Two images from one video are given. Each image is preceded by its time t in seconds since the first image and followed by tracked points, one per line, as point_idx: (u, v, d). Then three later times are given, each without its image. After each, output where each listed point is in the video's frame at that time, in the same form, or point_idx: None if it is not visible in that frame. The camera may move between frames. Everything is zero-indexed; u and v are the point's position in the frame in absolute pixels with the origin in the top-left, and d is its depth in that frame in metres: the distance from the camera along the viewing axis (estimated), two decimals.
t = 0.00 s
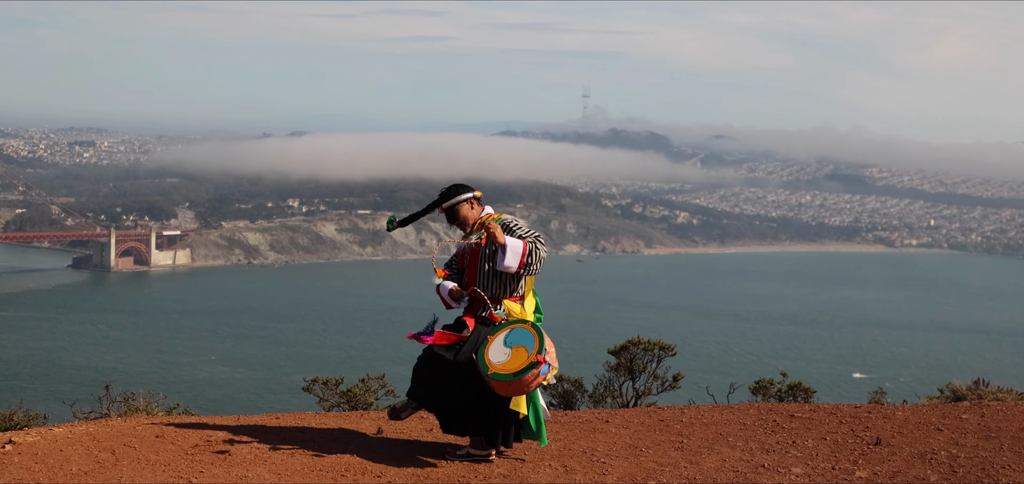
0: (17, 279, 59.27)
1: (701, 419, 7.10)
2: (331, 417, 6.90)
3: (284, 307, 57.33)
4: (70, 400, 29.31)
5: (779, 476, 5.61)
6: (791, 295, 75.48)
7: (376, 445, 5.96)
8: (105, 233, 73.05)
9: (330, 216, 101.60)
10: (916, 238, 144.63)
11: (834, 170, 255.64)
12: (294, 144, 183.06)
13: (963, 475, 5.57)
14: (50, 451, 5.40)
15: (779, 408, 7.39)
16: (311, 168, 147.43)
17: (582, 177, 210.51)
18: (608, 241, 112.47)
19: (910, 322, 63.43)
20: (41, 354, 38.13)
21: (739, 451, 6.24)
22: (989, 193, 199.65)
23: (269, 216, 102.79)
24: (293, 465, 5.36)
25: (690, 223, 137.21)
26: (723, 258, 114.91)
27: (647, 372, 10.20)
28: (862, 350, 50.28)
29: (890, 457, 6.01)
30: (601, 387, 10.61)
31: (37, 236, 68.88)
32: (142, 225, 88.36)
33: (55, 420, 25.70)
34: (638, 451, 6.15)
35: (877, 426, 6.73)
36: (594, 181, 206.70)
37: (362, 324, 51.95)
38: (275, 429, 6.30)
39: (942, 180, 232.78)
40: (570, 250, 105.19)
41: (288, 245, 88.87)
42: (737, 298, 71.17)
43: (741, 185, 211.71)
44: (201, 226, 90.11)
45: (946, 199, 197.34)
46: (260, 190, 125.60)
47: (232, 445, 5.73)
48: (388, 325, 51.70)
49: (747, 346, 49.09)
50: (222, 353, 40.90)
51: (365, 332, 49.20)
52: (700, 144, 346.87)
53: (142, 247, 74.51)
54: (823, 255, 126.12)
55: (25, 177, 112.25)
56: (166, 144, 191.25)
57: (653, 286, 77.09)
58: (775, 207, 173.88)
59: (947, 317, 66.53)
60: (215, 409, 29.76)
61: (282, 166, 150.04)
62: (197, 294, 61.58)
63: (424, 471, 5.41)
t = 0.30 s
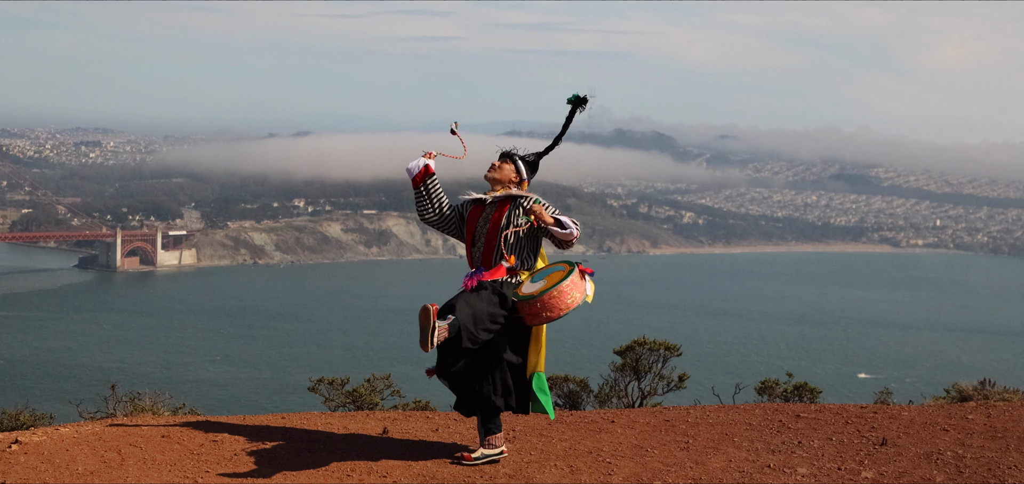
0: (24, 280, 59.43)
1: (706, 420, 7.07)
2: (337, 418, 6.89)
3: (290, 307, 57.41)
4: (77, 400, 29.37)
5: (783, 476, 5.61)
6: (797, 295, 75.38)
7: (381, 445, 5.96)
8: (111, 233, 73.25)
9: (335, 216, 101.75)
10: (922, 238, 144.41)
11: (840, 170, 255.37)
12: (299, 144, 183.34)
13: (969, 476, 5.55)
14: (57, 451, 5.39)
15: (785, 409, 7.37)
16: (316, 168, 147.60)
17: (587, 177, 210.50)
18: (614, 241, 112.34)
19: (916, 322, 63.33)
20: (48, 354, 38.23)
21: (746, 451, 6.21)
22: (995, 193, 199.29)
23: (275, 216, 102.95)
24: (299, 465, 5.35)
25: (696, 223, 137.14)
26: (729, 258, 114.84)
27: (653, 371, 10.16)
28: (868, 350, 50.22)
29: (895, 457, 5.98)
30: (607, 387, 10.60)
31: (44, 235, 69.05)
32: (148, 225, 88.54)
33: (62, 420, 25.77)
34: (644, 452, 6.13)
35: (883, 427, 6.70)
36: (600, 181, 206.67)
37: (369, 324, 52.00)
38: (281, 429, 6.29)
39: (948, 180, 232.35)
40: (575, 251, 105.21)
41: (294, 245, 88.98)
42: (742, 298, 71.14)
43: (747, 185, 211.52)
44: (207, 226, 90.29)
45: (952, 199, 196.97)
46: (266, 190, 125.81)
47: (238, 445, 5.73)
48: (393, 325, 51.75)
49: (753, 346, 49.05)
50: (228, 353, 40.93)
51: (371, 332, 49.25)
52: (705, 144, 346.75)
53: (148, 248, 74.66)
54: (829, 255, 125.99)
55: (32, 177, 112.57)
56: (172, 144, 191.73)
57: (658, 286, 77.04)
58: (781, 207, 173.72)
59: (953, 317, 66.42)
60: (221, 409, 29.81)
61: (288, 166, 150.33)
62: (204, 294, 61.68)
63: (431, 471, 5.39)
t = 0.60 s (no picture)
0: (28, 280, 59.51)
1: (710, 420, 7.06)
2: (342, 417, 6.88)
3: (294, 307, 57.44)
4: (81, 399, 29.43)
5: (788, 476, 5.58)
6: (801, 295, 75.29)
7: (385, 445, 5.96)
8: (115, 233, 73.36)
9: (340, 216, 101.84)
10: (927, 238, 144.23)
11: (844, 170, 254.92)
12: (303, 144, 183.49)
13: (973, 476, 5.55)
14: (61, 451, 5.40)
15: (790, 409, 7.36)
16: (321, 168, 147.75)
17: (591, 177, 210.37)
18: (618, 240, 112.30)
19: (920, 322, 63.25)
20: (52, 354, 38.24)
21: (749, 452, 6.21)
22: (1000, 194, 198.93)
23: (279, 217, 103.02)
24: (301, 466, 5.34)
25: (700, 223, 137.07)
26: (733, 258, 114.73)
27: (656, 371, 10.14)
28: (871, 350, 50.21)
29: (899, 458, 5.97)
30: (610, 387, 10.60)
31: (49, 235, 69.19)
32: (153, 225, 88.66)
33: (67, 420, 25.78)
34: (648, 452, 6.12)
35: (889, 427, 6.68)
36: (604, 181, 206.49)
37: (373, 324, 52.00)
38: (283, 429, 6.28)
39: (952, 180, 231.99)
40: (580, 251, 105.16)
41: (298, 245, 89.02)
42: (746, 298, 71.09)
43: (751, 186, 211.28)
44: (211, 226, 90.37)
45: (956, 199, 196.63)
46: (270, 190, 125.92)
47: (241, 445, 5.73)
48: (397, 325, 51.75)
49: (757, 346, 48.98)
50: (231, 353, 40.94)
51: (375, 332, 49.26)
52: (709, 145, 346.56)
53: (152, 247, 74.73)
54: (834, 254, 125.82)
55: (36, 177, 112.76)
56: (177, 144, 191.90)
57: (662, 287, 76.98)
58: (785, 207, 173.51)
59: (958, 317, 66.33)
60: (225, 409, 29.82)
61: (291, 166, 150.47)
62: (208, 294, 61.72)
63: (431, 472, 5.40)
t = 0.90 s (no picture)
0: (30, 280, 59.52)
1: (711, 420, 7.06)
2: (342, 417, 6.88)
3: (295, 307, 57.43)
4: (83, 399, 29.40)
5: (788, 477, 5.59)
6: (802, 295, 75.23)
7: (385, 445, 5.97)
8: (117, 233, 73.31)
9: (341, 216, 101.74)
10: (928, 238, 144.04)
11: (846, 170, 254.70)
12: (304, 144, 183.43)
13: (972, 477, 5.54)
14: (63, 450, 5.40)
15: (790, 408, 7.36)
16: (322, 168, 147.77)
17: (592, 177, 210.17)
18: (619, 240, 112.29)
19: (922, 322, 63.18)
20: (54, 354, 38.25)
21: (749, 451, 6.20)
22: (1002, 194, 198.73)
23: (280, 216, 102.89)
24: (303, 465, 5.34)
25: (701, 223, 136.91)
26: (735, 258, 114.66)
27: (658, 371, 10.11)
28: (873, 350, 50.15)
29: (901, 458, 5.96)
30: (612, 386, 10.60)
31: (50, 235, 69.10)
32: (154, 225, 88.55)
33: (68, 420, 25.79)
34: (648, 452, 6.13)
35: (889, 426, 6.68)
36: (605, 181, 206.31)
37: (374, 324, 51.97)
38: (283, 430, 6.30)
39: (954, 180, 231.64)
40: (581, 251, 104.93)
41: (299, 245, 88.98)
42: (747, 299, 71.03)
43: (752, 185, 211.11)
44: (212, 226, 90.28)
45: (958, 199, 196.47)
46: (271, 190, 125.80)
47: (242, 445, 5.73)
48: (398, 325, 51.78)
49: (759, 346, 48.95)
50: (232, 353, 40.91)
51: (376, 332, 49.23)
52: (711, 145, 346.24)
53: (153, 248, 74.68)
54: (836, 255, 125.73)
55: (37, 177, 112.66)
56: (178, 144, 191.84)
57: (663, 287, 76.91)
58: (787, 207, 173.28)
59: (959, 317, 66.28)
60: (226, 409, 29.78)
61: (292, 166, 150.40)
62: (209, 294, 61.72)
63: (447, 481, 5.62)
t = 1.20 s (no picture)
0: (30, 280, 59.49)
1: (711, 419, 7.06)
2: (342, 416, 6.87)
3: (294, 307, 57.38)
4: (82, 399, 29.36)
5: (788, 477, 5.59)
6: (802, 295, 75.18)
7: (385, 446, 5.98)
8: (116, 232, 73.26)
9: (340, 216, 101.70)
10: (927, 238, 144.09)
11: (845, 170, 254.70)
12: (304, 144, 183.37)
13: (973, 475, 5.54)
14: (62, 450, 5.40)
15: (790, 408, 7.34)
16: (322, 168, 147.75)
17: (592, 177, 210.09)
18: (619, 240, 112.27)
19: (921, 322, 63.18)
20: (54, 354, 38.24)
21: (749, 451, 6.21)
22: (1001, 194, 198.78)
23: (280, 216, 102.87)
24: (302, 465, 5.34)
25: (701, 223, 136.92)
26: (734, 258, 114.64)
27: (658, 372, 10.12)
28: (873, 350, 50.16)
29: (900, 458, 5.96)
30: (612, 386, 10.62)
31: (50, 235, 69.07)
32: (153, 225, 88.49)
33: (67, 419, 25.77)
34: (649, 451, 6.12)
35: (888, 426, 6.68)
36: (605, 180, 206.25)
37: (374, 324, 51.95)
38: (283, 430, 6.30)
39: (954, 180, 231.72)
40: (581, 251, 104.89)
41: (299, 245, 88.95)
42: (746, 298, 71.02)
43: (752, 185, 211.11)
44: (211, 225, 90.22)
45: (957, 199, 196.50)
46: (271, 190, 125.74)
47: (241, 445, 5.72)
48: (398, 325, 51.75)
49: (758, 346, 48.94)
50: (231, 353, 40.87)
51: (375, 332, 49.24)
52: (710, 144, 346.03)
53: (152, 247, 74.64)
54: (835, 254, 125.74)
55: (37, 177, 112.64)
56: (177, 144, 191.78)
57: (663, 286, 76.92)
58: (786, 207, 173.27)
59: (958, 317, 66.29)
60: (225, 409, 29.75)
61: (292, 167, 150.34)
62: (209, 294, 61.68)
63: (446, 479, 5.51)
